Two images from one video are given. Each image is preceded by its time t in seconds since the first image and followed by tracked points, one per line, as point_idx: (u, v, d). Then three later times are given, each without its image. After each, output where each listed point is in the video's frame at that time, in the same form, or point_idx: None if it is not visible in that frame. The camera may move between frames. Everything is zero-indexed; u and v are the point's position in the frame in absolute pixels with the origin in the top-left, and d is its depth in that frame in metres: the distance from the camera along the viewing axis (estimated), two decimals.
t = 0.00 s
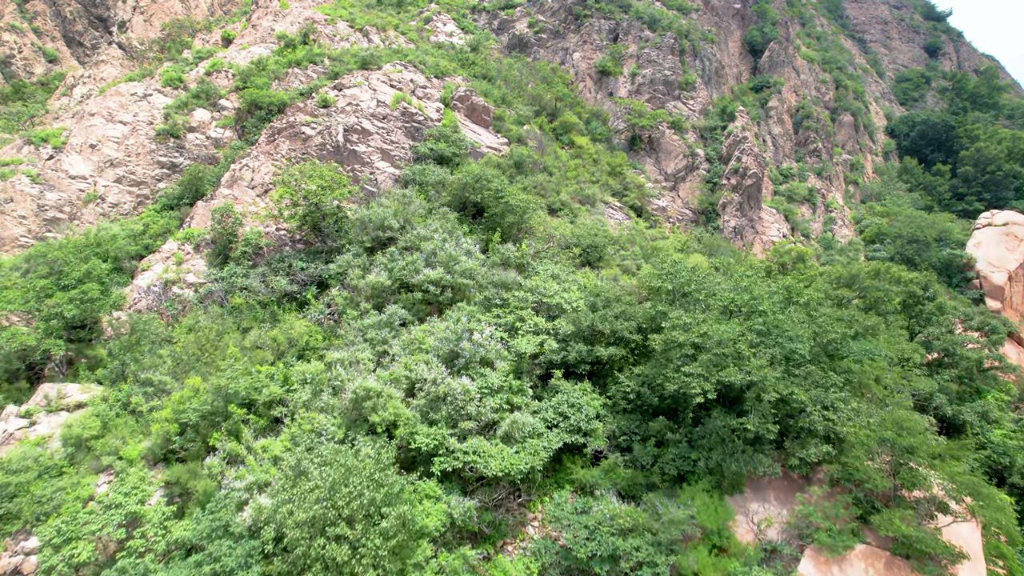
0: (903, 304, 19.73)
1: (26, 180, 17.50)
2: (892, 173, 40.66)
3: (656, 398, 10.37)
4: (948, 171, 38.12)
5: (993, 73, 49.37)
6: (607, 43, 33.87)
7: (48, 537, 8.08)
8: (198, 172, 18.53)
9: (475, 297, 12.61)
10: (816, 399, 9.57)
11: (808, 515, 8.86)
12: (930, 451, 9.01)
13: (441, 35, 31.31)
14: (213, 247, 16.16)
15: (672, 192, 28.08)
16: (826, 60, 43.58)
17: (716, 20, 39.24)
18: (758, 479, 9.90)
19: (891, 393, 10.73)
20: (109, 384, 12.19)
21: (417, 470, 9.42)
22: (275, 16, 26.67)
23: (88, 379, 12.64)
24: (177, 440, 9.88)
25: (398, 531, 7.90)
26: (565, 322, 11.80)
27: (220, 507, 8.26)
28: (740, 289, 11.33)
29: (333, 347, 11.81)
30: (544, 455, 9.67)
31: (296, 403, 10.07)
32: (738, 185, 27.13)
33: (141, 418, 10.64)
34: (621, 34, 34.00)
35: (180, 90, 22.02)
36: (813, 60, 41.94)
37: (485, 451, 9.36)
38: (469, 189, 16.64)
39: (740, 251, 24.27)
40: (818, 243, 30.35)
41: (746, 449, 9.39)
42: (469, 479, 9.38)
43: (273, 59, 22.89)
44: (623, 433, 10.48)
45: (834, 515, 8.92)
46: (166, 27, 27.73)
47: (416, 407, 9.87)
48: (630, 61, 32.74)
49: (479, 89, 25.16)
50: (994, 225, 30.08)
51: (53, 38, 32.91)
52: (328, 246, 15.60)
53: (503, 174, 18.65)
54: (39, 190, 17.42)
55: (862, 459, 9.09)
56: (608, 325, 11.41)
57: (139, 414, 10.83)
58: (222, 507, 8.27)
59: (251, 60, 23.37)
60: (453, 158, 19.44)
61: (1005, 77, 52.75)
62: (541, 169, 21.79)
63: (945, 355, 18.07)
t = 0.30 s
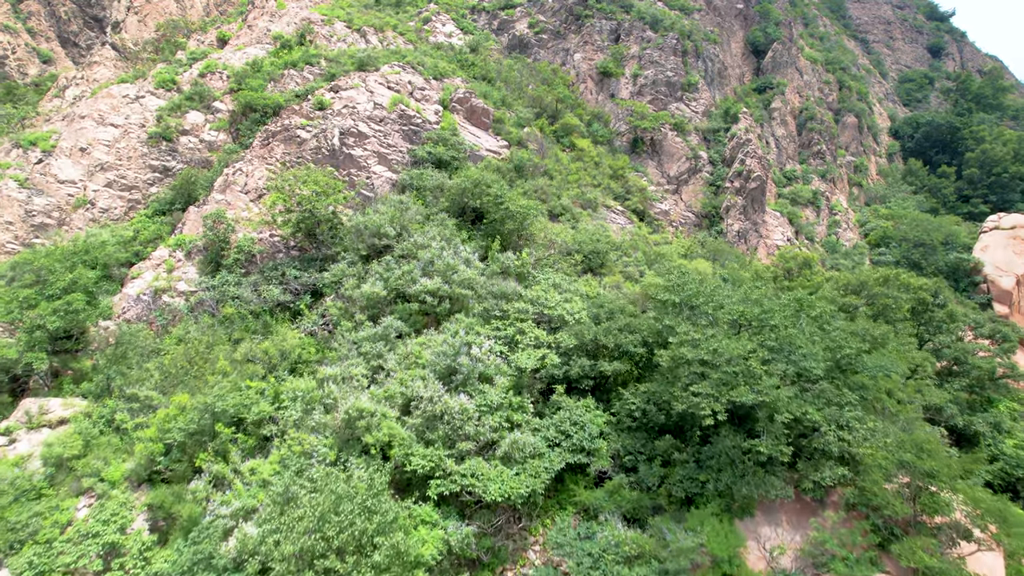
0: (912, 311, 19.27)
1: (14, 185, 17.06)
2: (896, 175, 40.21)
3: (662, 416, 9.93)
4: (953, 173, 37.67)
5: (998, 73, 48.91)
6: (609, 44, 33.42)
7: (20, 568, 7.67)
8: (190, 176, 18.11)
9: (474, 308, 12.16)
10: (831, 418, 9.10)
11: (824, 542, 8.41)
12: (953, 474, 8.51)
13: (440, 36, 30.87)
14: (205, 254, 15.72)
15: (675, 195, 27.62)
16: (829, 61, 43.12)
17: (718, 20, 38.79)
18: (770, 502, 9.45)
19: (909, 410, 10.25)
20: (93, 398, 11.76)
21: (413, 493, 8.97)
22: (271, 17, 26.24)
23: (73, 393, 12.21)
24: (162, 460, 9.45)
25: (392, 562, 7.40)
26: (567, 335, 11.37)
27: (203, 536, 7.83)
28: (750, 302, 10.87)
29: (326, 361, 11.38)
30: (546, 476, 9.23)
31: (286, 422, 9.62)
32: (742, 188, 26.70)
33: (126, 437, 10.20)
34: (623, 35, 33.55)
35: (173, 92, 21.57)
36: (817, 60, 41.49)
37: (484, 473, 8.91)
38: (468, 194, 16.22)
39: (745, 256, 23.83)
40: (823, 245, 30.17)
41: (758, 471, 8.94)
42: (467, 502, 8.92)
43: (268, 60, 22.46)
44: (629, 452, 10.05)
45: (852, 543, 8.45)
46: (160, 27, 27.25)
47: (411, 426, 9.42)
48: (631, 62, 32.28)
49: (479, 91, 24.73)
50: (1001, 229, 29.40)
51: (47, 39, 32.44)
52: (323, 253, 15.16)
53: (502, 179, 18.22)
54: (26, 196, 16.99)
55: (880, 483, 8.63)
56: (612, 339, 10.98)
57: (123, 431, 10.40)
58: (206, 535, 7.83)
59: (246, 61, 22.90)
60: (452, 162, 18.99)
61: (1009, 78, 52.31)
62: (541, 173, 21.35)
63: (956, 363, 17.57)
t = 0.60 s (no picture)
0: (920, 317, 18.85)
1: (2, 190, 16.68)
2: (900, 177, 39.78)
3: (669, 434, 9.53)
4: (958, 174, 37.26)
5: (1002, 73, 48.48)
6: (610, 45, 33.01)
7: None
8: (184, 181, 17.72)
9: (473, 319, 11.75)
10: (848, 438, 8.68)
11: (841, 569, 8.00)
12: (976, 498, 8.09)
13: (439, 36, 30.47)
14: (198, 260, 15.31)
15: (678, 198, 27.21)
16: (832, 61, 42.72)
17: (721, 20, 38.37)
18: (782, 525, 9.06)
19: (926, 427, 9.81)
20: (79, 412, 11.39)
21: (409, 517, 8.56)
22: (268, 17, 25.86)
23: (58, 406, 11.84)
24: (147, 481, 9.03)
25: None
26: (570, 347, 11.00)
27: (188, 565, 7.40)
28: (760, 313, 10.46)
29: (319, 375, 10.97)
30: (548, 498, 8.83)
31: (276, 441, 9.20)
32: (745, 192, 26.30)
33: (110, 455, 9.76)
34: (625, 35, 33.16)
35: (167, 94, 21.16)
36: (820, 61, 41.09)
37: (483, 496, 8.50)
38: (467, 199, 15.89)
39: (749, 261, 23.43)
40: (827, 248, 29.82)
41: (770, 493, 8.53)
42: (465, 525, 8.51)
43: (264, 62, 22.07)
44: (634, 471, 9.64)
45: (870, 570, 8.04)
46: (155, 27, 26.83)
47: (407, 445, 9.01)
48: (633, 63, 31.87)
49: (479, 92, 24.34)
50: (1008, 232, 28.91)
51: (43, 39, 32.03)
52: (318, 260, 14.77)
53: (503, 183, 17.82)
54: (15, 200, 16.59)
55: (898, 507, 8.21)
56: (617, 352, 10.59)
57: (108, 448, 9.98)
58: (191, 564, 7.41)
59: (242, 63, 22.52)
60: (451, 165, 18.59)
61: (1013, 79, 51.92)
62: (542, 176, 20.93)
63: (966, 372, 17.12)
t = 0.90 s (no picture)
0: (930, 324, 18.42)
1: None
2: (905, 178, 39.32)
3: (676, 453, 9.14)
4: (965, 176, 36.83)
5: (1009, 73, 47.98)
6: (613, 45, 32.61)
7: None
8: (178, 185, 17.35)
9: (472, 331, 11.35)
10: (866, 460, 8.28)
11: None
12: (1002, 525, 7.67)
13: (439, 37, 30.07)
14: (192, 268, 14.94)
15: (681, 201, 26.81)
16: (837, 62, 42.27)
17: (724, 20, 37.94)
18: (795, 550, 8.68)
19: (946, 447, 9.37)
20: (65, 427, 11.05)
21: (405, 543, 8.17)
22: (265, 18, 25.49)
23: (45, 420, 11.52)
24: (132, 502, 8.60)
25: None
26: (573, 361, 10.61)
27: None
28: (771, 326, 10.04)
29: (314, 390, 10.58)
30: (550, 522, 8.46)
31: (268, 461, 8.80)
32: (750, 195, 25.89)
33: (95, 474, 9.36)
34: (627, 36, 32.72)
35: (162, 96, 20.78)
36: (824, 61, 40.65)
37: (483, 520, 8.10)
38: (468, 205, 15.56)
39: (754, 266, 23.03)
40: (832, 251, 29.45)
41: (783, 517, 8.11)
42: (465, 551, 8.12)
43: (261, 63, 21.68)
44: (640, 492, 9.26)
45: None
46: (152, 28, 26.45)
47: (404, 466, 8.60)
48: (636, 64, 31.46)
49: (479, 95, 23.96)
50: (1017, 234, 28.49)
51: (39, 40, 31.66)
52: (314, 268, 14.39)
53: (504, 188, 17.45)
54: (5, 206, 16.25)
55: (918, 534, 7.81)
56: (622, 367, 10.18)
57: (93, 466, 9.59)
58: None
59: (238, 64, 22.16)
60: (451, 169, 18.20)
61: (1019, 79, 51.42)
62: (544, 180, 20.54)
63: (979, 381, 16.69)
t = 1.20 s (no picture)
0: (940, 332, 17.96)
1: None
2: (910, 180, 38.88)
3: (684, 474, 8.72)
4: (970, 178, 36.45)
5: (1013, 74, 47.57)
6: (614, 46, 32.22)
7: None
8: (171, 190, 16.99)
9: (471, 343, 10.97)
10: (884, 484, 7.85)
11: None
12: None
13: (439, 38, 29.67)
14: (184, 275, 14.56)
15: (684, 204, 26.42)
16: (840, 62, 41.84)
17: (727, 21, 37.53)
18: None
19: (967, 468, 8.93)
20: (49, 443, 10.68)
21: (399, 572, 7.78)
22: (262, 19, 25.14)
23: (29, 435, 11.17)
24: (114, 527, 8.21)
25: None
26: (576, 376, 10.20)
27: None
28: (783, 340, 9.61)
29: (307, 406, 10.23)
30: (552, 546, 8.06)
31: (257, 483, 8.42)
32: (754, 198, 25.53)
33: (77, 494, 8.97)
34: (629, 36, 32.32)
35: (156, 98, 20.40)
36: (828, 62, 40.22)
37: (482, 547, 7.67)
38: (467, 210, 15.16)
39: (759, 271, 22.66)
40: (836, 255, 29.06)
41: (798, 544, 7.70)
42: None
43: (257, 65, 21.30)
44: (645, 514, 8.86)
45: None
46: (147, 29, 26.07)
47: (399, 488, 8.19)
48: (638, 65, 31.07)
49: (479, 96, 23.58)
50: None
51: (35, 41, 31.29)
52: (309, 276, 14.03)
53: (504, 193, 17.09)
54: None
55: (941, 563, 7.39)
56: (627, 382, 9.76)
57: (77, 486, 9.22)
58: None
59: (234, 65, 21.78)
60: (450, 173, 17.83)
61: None
62: (544, 184, 20.16)
63: (990, 390, 16.25)
